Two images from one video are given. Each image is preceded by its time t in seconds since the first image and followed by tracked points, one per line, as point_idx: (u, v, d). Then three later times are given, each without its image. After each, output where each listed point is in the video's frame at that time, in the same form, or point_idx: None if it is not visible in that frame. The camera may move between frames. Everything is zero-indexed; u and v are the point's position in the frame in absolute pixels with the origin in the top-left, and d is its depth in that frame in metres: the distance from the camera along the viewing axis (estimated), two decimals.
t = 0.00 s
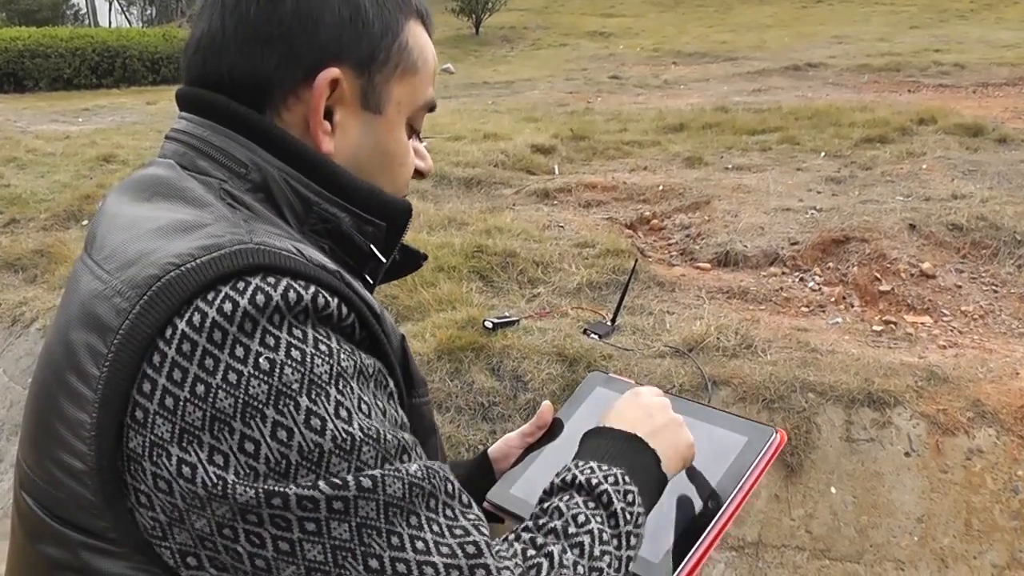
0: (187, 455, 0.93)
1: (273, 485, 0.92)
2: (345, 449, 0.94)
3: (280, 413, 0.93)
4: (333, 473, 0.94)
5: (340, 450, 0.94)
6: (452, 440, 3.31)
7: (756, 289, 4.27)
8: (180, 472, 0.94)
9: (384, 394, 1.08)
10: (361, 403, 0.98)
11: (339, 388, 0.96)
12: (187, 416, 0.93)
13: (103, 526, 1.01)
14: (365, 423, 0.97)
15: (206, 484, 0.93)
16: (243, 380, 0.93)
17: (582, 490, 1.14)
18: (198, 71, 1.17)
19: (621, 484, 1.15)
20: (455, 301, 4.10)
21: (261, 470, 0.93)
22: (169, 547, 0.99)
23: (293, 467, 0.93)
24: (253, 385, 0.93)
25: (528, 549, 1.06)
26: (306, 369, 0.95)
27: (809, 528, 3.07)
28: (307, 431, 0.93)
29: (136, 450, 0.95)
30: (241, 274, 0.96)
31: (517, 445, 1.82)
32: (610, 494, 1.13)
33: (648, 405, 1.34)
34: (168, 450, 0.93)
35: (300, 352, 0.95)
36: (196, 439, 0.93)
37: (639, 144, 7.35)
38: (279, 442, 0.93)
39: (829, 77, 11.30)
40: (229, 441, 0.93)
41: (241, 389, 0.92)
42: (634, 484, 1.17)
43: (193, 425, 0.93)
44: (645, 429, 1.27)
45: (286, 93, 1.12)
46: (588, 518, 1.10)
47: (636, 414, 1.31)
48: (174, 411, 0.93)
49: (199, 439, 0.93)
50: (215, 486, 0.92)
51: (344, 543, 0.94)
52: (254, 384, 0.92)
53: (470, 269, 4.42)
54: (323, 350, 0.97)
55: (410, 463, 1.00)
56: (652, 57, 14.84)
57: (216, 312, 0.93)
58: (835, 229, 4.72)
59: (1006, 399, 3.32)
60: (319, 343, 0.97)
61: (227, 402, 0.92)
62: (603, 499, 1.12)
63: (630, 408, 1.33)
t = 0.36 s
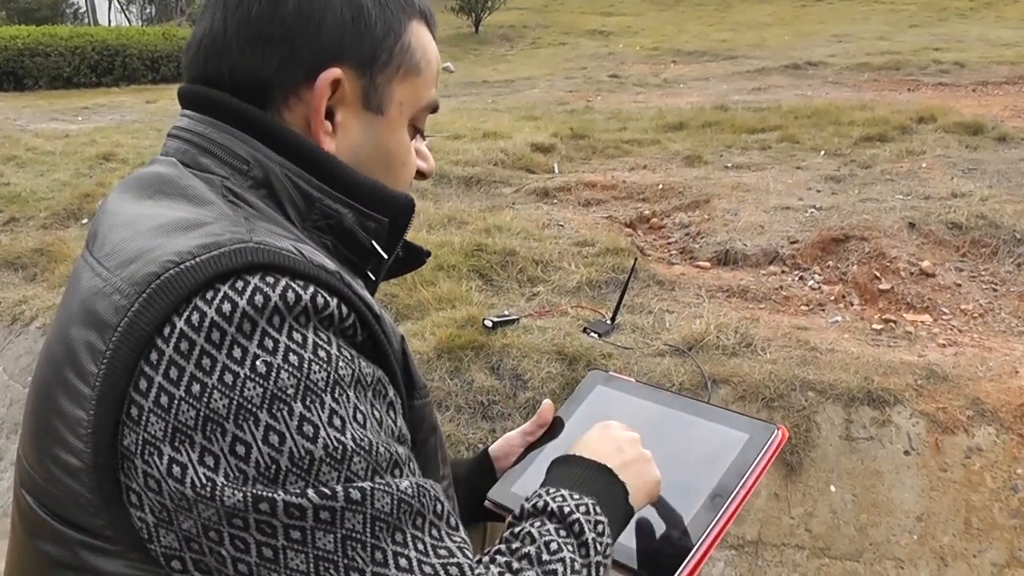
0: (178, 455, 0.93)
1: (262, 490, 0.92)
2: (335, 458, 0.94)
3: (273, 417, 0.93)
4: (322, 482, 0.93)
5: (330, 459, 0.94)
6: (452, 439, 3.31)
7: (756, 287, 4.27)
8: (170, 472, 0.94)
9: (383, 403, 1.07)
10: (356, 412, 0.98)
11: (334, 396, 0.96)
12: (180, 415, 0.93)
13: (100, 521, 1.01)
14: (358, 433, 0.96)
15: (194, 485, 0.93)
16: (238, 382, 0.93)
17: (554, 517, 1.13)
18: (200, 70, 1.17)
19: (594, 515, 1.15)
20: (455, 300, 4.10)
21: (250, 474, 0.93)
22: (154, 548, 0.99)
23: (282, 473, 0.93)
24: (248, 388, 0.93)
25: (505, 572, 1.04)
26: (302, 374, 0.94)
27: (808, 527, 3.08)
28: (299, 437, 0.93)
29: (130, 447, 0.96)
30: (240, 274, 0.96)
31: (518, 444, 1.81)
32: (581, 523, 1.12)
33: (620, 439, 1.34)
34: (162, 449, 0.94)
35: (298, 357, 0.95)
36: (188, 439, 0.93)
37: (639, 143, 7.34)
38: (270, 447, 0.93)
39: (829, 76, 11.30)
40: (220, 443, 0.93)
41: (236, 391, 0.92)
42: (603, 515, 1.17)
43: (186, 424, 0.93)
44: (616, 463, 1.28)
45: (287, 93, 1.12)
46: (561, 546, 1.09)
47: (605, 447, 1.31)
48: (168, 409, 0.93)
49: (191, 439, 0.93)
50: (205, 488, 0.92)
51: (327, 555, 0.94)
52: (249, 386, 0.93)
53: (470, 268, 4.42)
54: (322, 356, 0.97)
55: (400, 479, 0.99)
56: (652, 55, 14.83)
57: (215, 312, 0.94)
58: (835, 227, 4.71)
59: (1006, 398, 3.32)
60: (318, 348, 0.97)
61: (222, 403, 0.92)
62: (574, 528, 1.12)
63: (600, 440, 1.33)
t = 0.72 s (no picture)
0: (198, 453, 0.93)
1: (290, 482, 0.92)
2: (358, 447, 0.95)
3: (293, 412, 0.93)
4: (347, 472, 0.94)
5: (353, 449, 0.94)
6: (452, 438, 3.31)
7: (756, 286, 4.27)
8: (192, 470, 0.93)
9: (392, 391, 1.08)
10: (372, 401, 0.99)
11: (351, 388, 0.96)
12: (197, 414, 0.93)
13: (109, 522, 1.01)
14: (377, 421, 0.97)
15: (219, 482, 0.92)
16: (255, 380, 0.93)
17: (574, 485, 1.14)
18: (197, 68, 1.17)
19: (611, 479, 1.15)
20: (455, 299, 4.10)
21: (276, 468, 0.93)
22: (177, 544, 0.98)
23: (308, 465, 0.93)
24: (266, 385, 0.93)
25: (532, 539, 1.04)
26: (318, 368, 0.95)
27: (808, 525, 3.08)
28: (321, 430, 0.93)
29: (144, 448, 0.95)
30: (248, 273, 0.96)
31: (517, 444, 1.81)
32: (601, 487, 1.13)
33: (633, 412, 1.35)
34: (179, 449, 0.93)
35: (312, 351, 0.95)
36: (207, 437, 0.93)
37: (638, 142, 7.34)
38: (293, 442, 0.93)
39: (829, 74, 11.29)
40: (241, 440, 0.93)
41: (253, 389, 0.92)
42: (622, 479, 1.18)
43: (205, 424, 0.93)
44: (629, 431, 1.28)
45: (282, 93, 1.12)
46: (582, 511, 1.09)
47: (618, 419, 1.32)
48: (184, 409, 0.93)
49: (211, 437, 0.93)
50: (228, 486, 0.92)
51: (362, 538, 0.94)
52: (266, 384, 0.93)
53: (470, 267, 4.42)
54: (335, 349, 0.97)
55: (420, 460, 1.01)
56: (652, 54, 14.82)
57: (225, 312, 0.93)
58: (835, 226, 4.71)
59: (1005, 396, 3.32)
60: (330, 342, 0.97)
61: (240, 401, 0.92)
62: (595, 493, 1.12)
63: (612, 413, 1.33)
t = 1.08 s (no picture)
0: (202, 450, 0.93)
1: (295, 478, 0.92)
2: (362, 443, 0.95)
3: (297, 408, 0.93)
4: (351, 466, 0.94)
5: (357, 444, 0.94)
6: (452, 437, 3.31)
7: (756, 285, 4.27)
8: (196, 467, 0.93)
9: (395, 386, 1.08)
10: (376, 397, 0.98)
11: (354, 384, 0.96)
12: (202, 412, 0.93)
13: (112, 519, 1.00)
14: (381, 415, 0.97)
15: (224, 479, 0.92)
16: (258, 377, 0.93)
17: (581, 477, 1.14)
18: (198, 67, 1.17)
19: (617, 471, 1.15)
20: (454, 298, 4.10)
21: (281, 464, 0.93)
22: (182, 541, 0.98)
23: (313, 461, 0.93)
24: (270, 382, 0.93)
25: (538, 529, 1.05)
26: (322, 365, 0.95)
27: (808, 525, 3.08)
28: (326, 425, 0.93)
29: (147, 446, 0.95)
30: (252, 270, 0.96)
31: (517, 444, 1.81)
32: (608, 479, 1.13)
33: (637, 411, 1.36)
34: (183, 447, 0.93)
35: (315, 348, 0.95)
36: (211, 434, 0.93)
37: (638, 141, 7.34)
38: (298, 437, 0.93)
39: (829, 74, 11.29)
40: (245, 437, 0.92)
41: (257, 386, 0.92)
42: (628, 472, 1.18)
43: (209, 421, 0.93)
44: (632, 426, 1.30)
45: (284, 92, 1.12)
46: (589, 502, 1.09)
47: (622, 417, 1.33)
48: (188, 407, 0.93)
49: (215, 434, 0.93)
50: (234, 481, 0.92)
51: (369, 532, 0.94)
52: (270, 380, 0.93)
53: (470, 267, 4.42)
54: (338, 346, 0.97)
55: (424, 454, 1.01)
56: (652, 53, 14.82)
57: (228, 309, 0.94)
58: (835, 226, 4.71)
59: (1005, 396, 3.32)
60: (333, 339, 0.97)
61: (244, 398, 0.92)
62: (601, 485, 1.12)
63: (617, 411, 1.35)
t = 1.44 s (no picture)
0: (191, 453, 0.93)
1: (280, 485, 0.92)
2: (349, 452, 0.94)
3: (286, 414, 0.93)
4: (338, 475, 0.94)
5: (344, 453, 0.94)
6: (452, 436, 3.31)
7: (756, 284, 4.27)
8: (185, 470, 0.94)
9: (390, 394, 1.08)
10: (366, 405, 0.98)
11: (345, 391, 0.96)
12: (192, 414, 0.93)
13: (105, 520, 1.01)
14: (370, 425, 0.97)
15: (211, 484, 0.93)
16: (250, 380, 0.93)
17: (589, 485, 1.13)
18: (201, 65, 1.17)
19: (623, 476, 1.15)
20: (454, 297, 4.11)
21: (267, 471, 0.93)
22: (172, 544, 0.99)
23: (299, 469, 0.93)
24: (260, 386, 0.93)
25: (530, 548, 1.06)
26: (313, 371, 0.95)
27: (808, 524, 3.08)
28: (313, 432, 0.93)
29: (140, 446, 0.95)
30: (246, 272, 0.96)
31: (517, 442, 1.82)
32: (616, 490, 1.12)
33: (668, 401, 1.35)
34: (174, 449, 0.93)
35: (308, 353, 0.95)
36: (201, 437, 0.93)
37: (638, 140, 7.34)
38: (285, 444, 0.93)
39: (829, 73, 11.29)
40: (234, 441, 0.92)
41: (248, 390, 0.92)
42: (642, 479, 1.17)
43: (199, 423, 0.93)
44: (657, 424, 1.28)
45: (287, 91, 1.12)
46: (592, 516, 1.09)
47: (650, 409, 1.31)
48: (180, 408, 0.93)
49: (204, 437, 0.93)
50: (221, 486, 0.92)
51: (349, 546, 0.94)
52: (261, 385, 0.93)
53: (469, 266, 4.42)
54: (330, 352, 0.97)
55: (412, 466, 1.00)
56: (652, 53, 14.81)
57: (223, 311, 0.94)
58: (835, 225, 4.71)
59: (1005, 395, 3.32)
60: (326, 344, 0.97)
61: (234, 402, 0.92)
62: (609, 495, 1.12)
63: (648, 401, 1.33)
